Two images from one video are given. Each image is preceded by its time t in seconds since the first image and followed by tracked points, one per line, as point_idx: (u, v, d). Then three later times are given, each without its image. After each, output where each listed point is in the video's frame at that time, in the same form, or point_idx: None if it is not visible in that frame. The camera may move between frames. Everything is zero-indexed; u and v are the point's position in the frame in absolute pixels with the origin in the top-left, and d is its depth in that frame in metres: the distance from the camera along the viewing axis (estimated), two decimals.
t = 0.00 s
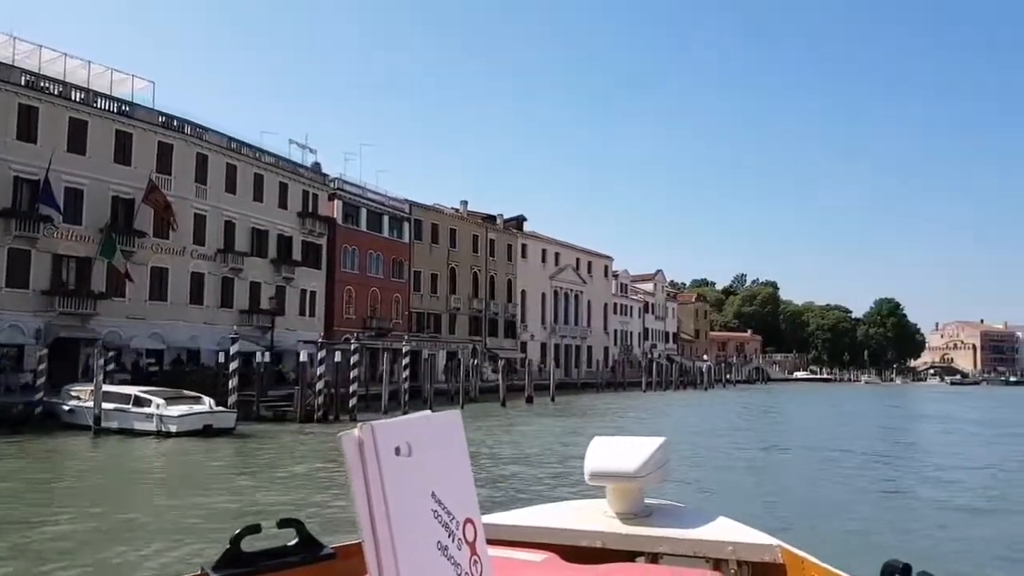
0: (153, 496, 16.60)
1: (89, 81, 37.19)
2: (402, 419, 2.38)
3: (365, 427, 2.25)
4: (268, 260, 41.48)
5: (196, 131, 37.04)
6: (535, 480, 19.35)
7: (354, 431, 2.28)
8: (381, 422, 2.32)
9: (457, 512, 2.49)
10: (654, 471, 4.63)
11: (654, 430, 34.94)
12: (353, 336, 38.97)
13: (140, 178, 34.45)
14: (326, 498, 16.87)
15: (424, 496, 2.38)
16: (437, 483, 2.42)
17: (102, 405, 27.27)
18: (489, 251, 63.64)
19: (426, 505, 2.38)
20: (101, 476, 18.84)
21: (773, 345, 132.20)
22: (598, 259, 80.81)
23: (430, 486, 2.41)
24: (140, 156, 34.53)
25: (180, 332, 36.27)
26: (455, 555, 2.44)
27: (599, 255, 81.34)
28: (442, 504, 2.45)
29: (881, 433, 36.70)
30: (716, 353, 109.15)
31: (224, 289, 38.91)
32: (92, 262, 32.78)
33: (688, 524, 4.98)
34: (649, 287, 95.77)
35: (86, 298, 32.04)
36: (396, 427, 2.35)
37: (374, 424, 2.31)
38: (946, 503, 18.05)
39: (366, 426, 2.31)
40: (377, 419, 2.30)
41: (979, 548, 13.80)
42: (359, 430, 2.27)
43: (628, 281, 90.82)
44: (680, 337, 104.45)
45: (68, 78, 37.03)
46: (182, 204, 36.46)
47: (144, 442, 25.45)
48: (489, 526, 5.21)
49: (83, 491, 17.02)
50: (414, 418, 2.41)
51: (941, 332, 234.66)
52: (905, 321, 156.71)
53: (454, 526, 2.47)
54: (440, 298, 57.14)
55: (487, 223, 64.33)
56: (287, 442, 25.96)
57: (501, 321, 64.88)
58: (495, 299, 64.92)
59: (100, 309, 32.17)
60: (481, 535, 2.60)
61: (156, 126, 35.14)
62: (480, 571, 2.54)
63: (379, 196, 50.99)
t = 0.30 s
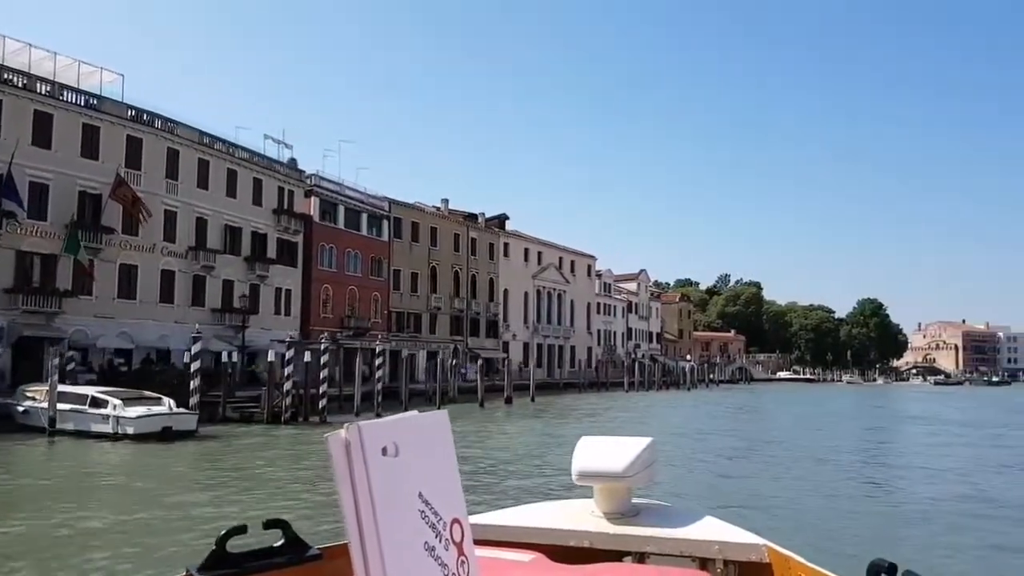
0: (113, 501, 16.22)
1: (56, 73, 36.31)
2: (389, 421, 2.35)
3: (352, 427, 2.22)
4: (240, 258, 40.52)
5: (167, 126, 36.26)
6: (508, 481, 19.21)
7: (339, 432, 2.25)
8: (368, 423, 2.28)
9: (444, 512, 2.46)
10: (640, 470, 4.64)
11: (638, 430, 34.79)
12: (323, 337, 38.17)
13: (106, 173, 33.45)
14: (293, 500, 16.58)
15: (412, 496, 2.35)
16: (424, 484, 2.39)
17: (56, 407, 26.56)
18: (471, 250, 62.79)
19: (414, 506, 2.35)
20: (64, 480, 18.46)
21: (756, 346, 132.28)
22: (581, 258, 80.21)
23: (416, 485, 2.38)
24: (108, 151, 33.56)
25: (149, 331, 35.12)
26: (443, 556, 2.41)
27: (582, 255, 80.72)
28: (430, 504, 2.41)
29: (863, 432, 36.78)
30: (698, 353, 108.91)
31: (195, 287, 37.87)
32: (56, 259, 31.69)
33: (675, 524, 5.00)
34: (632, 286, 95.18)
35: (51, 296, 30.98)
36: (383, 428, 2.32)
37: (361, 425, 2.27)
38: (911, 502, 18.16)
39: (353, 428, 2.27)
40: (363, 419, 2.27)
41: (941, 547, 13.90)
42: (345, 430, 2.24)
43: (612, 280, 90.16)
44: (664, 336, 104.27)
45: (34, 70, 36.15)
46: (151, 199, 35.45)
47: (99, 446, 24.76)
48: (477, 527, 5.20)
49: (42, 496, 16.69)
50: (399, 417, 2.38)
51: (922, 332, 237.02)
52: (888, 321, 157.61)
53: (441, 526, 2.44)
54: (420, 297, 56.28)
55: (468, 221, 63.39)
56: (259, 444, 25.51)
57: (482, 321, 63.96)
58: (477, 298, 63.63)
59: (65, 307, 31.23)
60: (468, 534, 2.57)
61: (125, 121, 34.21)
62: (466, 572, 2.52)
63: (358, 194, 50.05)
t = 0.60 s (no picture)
0: (76, 499, 15.95)
1: (24, 65, 35.53)
2: (378, 422, 2.30)
3: (341, 429, 2.17)
4: (216, 256, 39.74)
5: (140, 120, 35.26)
6: (482, 480, 19.07)
7: (328, 433, 2.20)
8: (358, 424, 2.24)
9: (434, 512, 2.41)
10: (630, 470, 4.63)
11: (629, 431, 34.58)
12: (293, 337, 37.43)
13: (74, 168, 32.60)
14: (260, 497, 16.30)
15: (400, 497, 2.30)
16: (414, 484, 2.35)
17: (12, 408, 25.80)
18: (455, 248, 62.03)
19: (404, 507, 2.30)
20: (27, 480, 18.09)
21: (741, 346, 132.35)
22: (566, 258, 79.81)
23: (407, 486, 2.34)
24: (77, 145, 32.69)
25: (120, 331, 34.26)
26: (433, 557, 2.36)
27: (568, 254, 80.31)
28: (419, 506, 2.37)
29: (850, 432, 36.78)
30: (685, 354, 108.67)
31: (168, 285, 37.07)
32: (25, 256, 30.96)
33: (664, 525, 4.99)
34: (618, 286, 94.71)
35: (17, 294, 30.22)
36: (371, 428, 2.27)
37: (349, 426, 2.22)
38: (877, 498, 18.26)
39: (342, 428, 2.22)
40: (351, 419, 2.22)
41: (903, 543, 13.98)
42: (334, 431, 2.19)
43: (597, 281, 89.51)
44: (650, 336, 103.90)
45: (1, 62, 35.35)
46: (123, 195, 34.62)
47: (53, 450, 24.01)
48: (466, 528, 5.16)
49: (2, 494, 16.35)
50: (390, 418, 2.33)
51: (906, 332, 238.60)
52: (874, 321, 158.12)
53: (430, 528, 2.40)
54: (402, 297, 55.42)
55: (452, 219, 62.38)
56: (236, 445, 25.07)
57: (467, 321, 63.13)
58: (461, 297, 62.86)
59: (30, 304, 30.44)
60: (457, 535, 2.52)
61: (95, 115, 33.36)
62: (457, 573, 2.47)
63: (337, 190, 49.24)
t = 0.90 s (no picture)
0: (41, 501, 15.71)
1: None
2: (369, 423, 2.25)
3: (331, 429, 2.12)
4: (192, 253, 38.95)
5: (114, 114, 34.51)
6: (461, 481, 18.96)
7: (319, 433, 2.15)
8: (349, 425, 2.19)
9: (424, 514, 2.37)
10: (622, 469, 4.62)
11: (623, 430, 34.48)
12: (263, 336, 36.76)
13: (44, 162, 31.78)
14: (230, 498, 16.12)
15: (392, 497, 2.26)
16: (405, 485, 2.30)
17: None
18: (440, 246, 61.60)
19: (395, 509, 2.25)
20: None
21: (729, 346, 132.74)
22: (554, 257, 79.64)
23: (399, 486, 2.29)
24: (48, 139, 31.89)
25: (92, 331, 33.39)
26: (423, 557, 2.32)
27: (555, 252, 80.11)
28: (411, 507, 2.33)
29: (839, 432, 36.88)
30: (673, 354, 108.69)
31: (143, 283, 36.20)
32: None
33: (655, 524, 4.97)
34: (606, 285, 94.50)
35: None
36: (363, 429, 2.22)
37: (338, 426, 2.18)
38: (845, 497, 18.34)
39: (332, 429, 2.17)
40: (343, 421, 2.18)
41: (869, 540, 14.05)
42: (325, 431, 2.14)
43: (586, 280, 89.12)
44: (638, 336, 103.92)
45: None
46: (95, 190, 33.82)
47: (8, 454, 23.36)
48: (456, 527, 5.13)
49: None
50: (379, 418, 2.28)
51: (893, 333, 240.95)
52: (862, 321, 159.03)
53: (422, 528, 2.35)
54: (385, 295, 55.12)
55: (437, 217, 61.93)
56: (218, 445, 24.72)
57: (452, 320, 62.77)
58: (447, 297, 62.41)
59: None
60: (448, 535, 2.48)
61: (67, 108, 32.55)
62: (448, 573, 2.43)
63: (318, 186, 48.60)
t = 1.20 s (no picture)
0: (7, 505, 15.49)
1: None
2: (361, 424, 2.21)
3: (325, 429, 2.08)
4: (168, 250, 38.34)
5: (88, 108, 33.83)
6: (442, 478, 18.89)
7: (310, 434, 2.10)
8: (341, 426, 2.15)
9: (419, 514, 2.33)
10: (614, 469, 4.62)
11: (618, 430, 34.49)
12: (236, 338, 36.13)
13: (16, 156, 30.97)
14: (203, 501, 15.97)
15: (385, 498, 2.21)
16: (398, 486, 2.26)
17: None
18: (426, 245, 61.19)
19: (389, 510, 2.21)
20: None
21: (718, 346, 133.38)
22: (542, 256, 79.56)
23: (391, 488, 2.24)
24: (19, 133, 31.12)
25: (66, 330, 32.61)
26: (416, 559, 2.28)
27: (544, 251, 79.99)
28: (405, 510, 2.29)
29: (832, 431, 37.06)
30: (662, 354, 108.93)
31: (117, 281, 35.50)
32: None
33: (648, 524, 4.98)
34: (595, 285, 94.47)
35: None
36: (355, 431, 2.18)
37: (332, 426, 2.13)
38: (817, 493, 18.40)
39: (323, 431, 2.13)
40: (334, 422, 2.14)
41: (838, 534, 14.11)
42: (316, 434, 2.10)
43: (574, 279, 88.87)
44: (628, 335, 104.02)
45: None
46: (69, 186, 33.12)
47: None
48: (449, 528, 5.13)
49: None
50: (371, 421, 2.23)
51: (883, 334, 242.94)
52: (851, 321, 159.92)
53: (415, 529, 2.31)
54: (370, 293, 54.63)
55: (424, 215, 61.36)
56: (201, 445, 24.41)
57: (438, 319, 62.41)
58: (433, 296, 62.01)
59: None
60: (442, 535, 2.44)
61: (40, 101, 31.81)
62: None
63: (300, 183, 48.00)
